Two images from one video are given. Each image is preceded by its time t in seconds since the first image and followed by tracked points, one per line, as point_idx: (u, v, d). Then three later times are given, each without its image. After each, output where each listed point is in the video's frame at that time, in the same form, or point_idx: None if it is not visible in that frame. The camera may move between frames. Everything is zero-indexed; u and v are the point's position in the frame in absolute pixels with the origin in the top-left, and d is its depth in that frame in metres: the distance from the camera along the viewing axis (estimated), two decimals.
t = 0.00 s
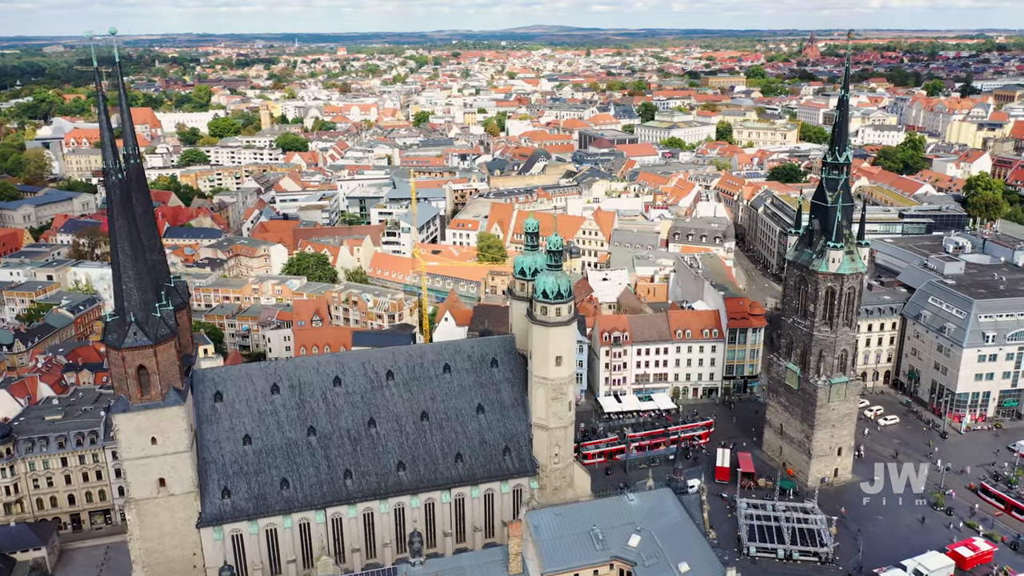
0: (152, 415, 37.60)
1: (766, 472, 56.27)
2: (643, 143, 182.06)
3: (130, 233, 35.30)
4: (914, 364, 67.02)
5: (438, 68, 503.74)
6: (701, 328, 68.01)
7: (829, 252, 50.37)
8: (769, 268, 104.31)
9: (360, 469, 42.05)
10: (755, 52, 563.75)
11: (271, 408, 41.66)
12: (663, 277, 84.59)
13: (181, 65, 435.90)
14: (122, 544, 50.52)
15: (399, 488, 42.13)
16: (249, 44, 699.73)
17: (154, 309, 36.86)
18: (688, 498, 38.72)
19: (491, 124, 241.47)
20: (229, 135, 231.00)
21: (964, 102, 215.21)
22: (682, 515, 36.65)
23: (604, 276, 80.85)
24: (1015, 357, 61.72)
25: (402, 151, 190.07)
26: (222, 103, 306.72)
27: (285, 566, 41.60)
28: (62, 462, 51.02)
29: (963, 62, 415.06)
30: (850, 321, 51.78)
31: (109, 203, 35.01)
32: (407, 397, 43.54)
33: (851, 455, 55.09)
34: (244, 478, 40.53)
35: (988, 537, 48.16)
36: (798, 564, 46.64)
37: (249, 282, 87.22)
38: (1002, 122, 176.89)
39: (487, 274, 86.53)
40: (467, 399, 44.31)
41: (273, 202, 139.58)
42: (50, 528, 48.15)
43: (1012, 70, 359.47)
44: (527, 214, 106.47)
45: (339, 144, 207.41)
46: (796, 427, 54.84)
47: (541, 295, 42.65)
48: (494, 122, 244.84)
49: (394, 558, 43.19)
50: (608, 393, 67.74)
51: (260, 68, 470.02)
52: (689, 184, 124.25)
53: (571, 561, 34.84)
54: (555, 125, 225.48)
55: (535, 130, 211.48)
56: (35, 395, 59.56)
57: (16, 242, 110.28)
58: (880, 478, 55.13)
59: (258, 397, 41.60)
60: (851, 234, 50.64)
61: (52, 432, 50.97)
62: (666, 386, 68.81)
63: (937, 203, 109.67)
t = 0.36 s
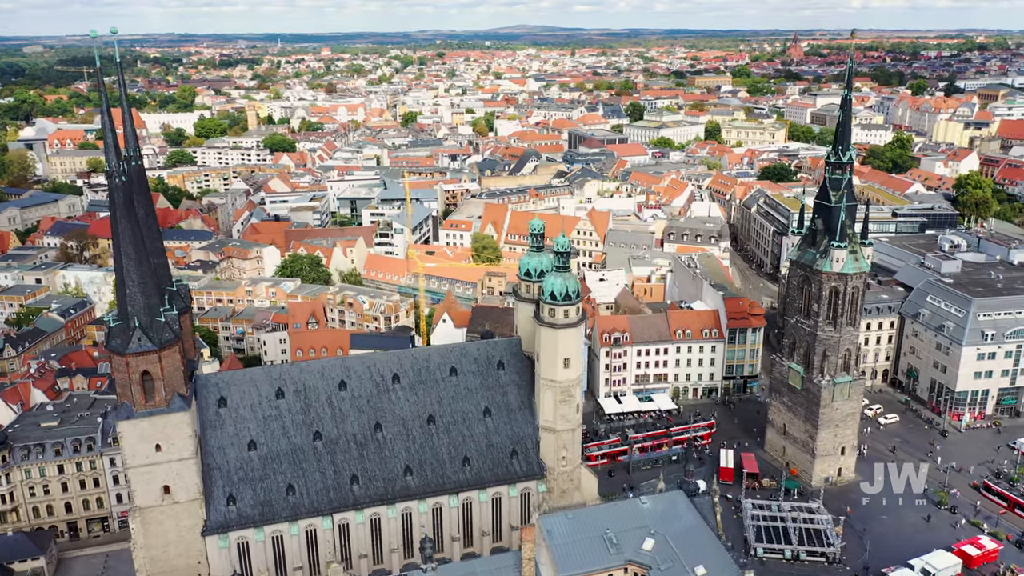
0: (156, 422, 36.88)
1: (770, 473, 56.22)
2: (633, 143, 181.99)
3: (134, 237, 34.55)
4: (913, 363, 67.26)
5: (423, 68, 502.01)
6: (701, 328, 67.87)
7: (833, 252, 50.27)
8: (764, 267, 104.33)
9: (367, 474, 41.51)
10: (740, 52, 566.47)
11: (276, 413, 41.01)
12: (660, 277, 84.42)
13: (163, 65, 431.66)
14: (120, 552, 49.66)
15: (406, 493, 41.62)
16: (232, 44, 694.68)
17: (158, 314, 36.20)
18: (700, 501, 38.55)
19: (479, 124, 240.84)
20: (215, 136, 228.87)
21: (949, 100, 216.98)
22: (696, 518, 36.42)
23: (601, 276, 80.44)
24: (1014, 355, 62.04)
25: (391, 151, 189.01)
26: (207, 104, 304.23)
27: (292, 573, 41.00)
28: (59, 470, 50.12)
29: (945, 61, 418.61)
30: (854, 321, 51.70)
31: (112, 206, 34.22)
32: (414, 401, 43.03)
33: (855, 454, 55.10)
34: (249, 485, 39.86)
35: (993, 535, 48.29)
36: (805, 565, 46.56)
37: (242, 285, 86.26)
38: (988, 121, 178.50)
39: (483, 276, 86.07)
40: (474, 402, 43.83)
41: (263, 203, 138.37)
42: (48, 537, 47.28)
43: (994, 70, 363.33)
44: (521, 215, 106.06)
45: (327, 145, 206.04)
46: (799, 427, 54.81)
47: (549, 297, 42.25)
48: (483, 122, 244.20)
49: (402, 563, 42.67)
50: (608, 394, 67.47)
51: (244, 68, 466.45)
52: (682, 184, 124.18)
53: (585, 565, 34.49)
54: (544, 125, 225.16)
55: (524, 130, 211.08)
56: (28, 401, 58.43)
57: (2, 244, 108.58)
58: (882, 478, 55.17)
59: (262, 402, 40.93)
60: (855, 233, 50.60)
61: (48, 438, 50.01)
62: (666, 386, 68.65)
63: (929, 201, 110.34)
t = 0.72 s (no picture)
0: (162, 428, 36.24)
1: (773, 473, 56.16)
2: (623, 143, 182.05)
3: (138, 240, 33.93)
4: (911, 361, 67.55)
5: (408, 69, 500.27)
6: (701, 328, 67.73)
7: (837, 251, 50.28)
8: (758, 266, 104.47)
9: (374, 479, 40.98)
10: (724, 52, 569.24)
11: (282, 418, 40.45)
12: (657, 277, 84.30)
13: (145, 66, 427.61)
14: (120, 561, 48.88)
15: (414, 497, 41.14)
16: (214, 44, 689.99)
17: (163, 318, 35.59)
18: (712, 503, 38.32)
19: (468, 124, 240.30)
20: (201, 137, 226.90)
21: (935, 100, 218.82)
22: (709, 521, 36.16)
23: (599, 277, 80.17)
24: (1012, 353, 62.38)
25: (380, 152, 188.02)
26: (192, 104, 301.72)
27: None
28: (56, 477, 49.22)
29: (928, 61, 422.15)
30: (857, 320, 51.73)
31: (116, 209, 33.60)
32: (420, 404, 42.58)
33: (858, 453, 55.13)
34: (256, 491, 39.28)
35: (998, 533, 48.42)
36: (812, 565, 46.44)
37: (235, 287, 85.42)
38: (973, 120, 180.18)
39: (480, 277, 85.62)
40: (481, 405, 43.45)
41: (252, 205, 137.21)
42: (47, 547, 46.45)
43: (976, 70, 367.63)
44: (515, 216, 105.65)
45: (315, 146, 204.75)
46: (803, 427, 54.78)
47: (557, 298, 41.89)
48: (471, 122, 243.67)
49: (410, 568, 42.15)
50: (608, 395, 67.25)
51: (228, 69, 463.03)
52: (674, 184, 124.19)
53: (600, 570, 33.99)
54: (533, 125, 224.89)
55: (513, 131, 210.72)
56: (21, 407, 57.30)
57: None
58: (884, 477, 55.20)
59: (268, 407, 40.36)
60: (858, 233, 50.68)
61: (45, 446, 49.09)
62: (666, 387, 68.50)
63: (921, 199, 111.15)
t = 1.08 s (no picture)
0: (168, 435, 35.66)
1: (776, 473, 56.17)
2: (613, 143, 182.04)
3: (144, 244, 33.34)
4: (909, 360, 67.87)
5: (394, 69, 498.42)
6: (701, 329, 67.68)
7: (841, 251, 50.29)
8: (752, 265, 104.64)
9: (382, 484, 40.52)
10: (709, 52, 571.87)
11: (289, 423, 39.90)
12: (654, 277, 84.11)
13: (126, 66, 423.46)
14: (120, 569, 48.13)
15: (422, 502, 40.72)
16: (197, 44, 685.28)
17: (169, 323, 35.00)
18: (724, 505, 38.18)
19: (456, 124, 239.64)
20: (187, 138, 224.85)
21: (921, 99, 220.59)
22: (723, 523, 35.96)
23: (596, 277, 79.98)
24: (1010, 351, 62.76)
25: (369, 153, 187.00)
26: (177, 105, 299.17)
27: None
28: (54, 485, 48.37)
29: (911, 60, 425.69)
30: (861, 319, 51.74)
31: (122, 212, 32.99)
32: (428, 408, 42.14)
33: (861, 453, 55.18)
34: (263, 498, 38.72)
35: (1003, 531, 48.65)
36: (820, 565, 46.48)
37: (229, 290, 84.53)
38: (959, 119, 181.80)
39: (477, 278, 85.08)
40: (489, 408, 43.05)
41: (242, 206, 135.91)
42: (47, 556, 45.62)
43: (959, 69, 371.00)
44: (509, 216, 105.18)
45: (303, 146, 203.41)
46: (806, 426, 54.81)
47: (565, 300, 41.58)
48: (460, 122, 243.05)
49: (418, 573, 41.75)
50: (608, 396, 67.09)
51: (211, 70, 459.50)
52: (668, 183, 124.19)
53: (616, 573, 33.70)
54: (521, 125, 224.60)
55: (503, 131, 210.40)
56: (15, 414, 56.15)
57: None
58: (886, 476, 55.27)
59: (274, 412, 39.80)
60: (862, 232, 50.67)
61: (42, 453, 48.20)
62: (666, 387, 68.34)
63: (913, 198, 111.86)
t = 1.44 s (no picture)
0: (176, 441, 35.10)
1: (780, 472, 56.22)
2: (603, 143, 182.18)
3: (151, 246, 32.92)
4: (907, 358, 68.20)
5: (379, 69, 496.72)
6: (701, 329, 67.69)
7: (844, 251, 50.29)
8: (745, 265, 104.74)
9: (391, 489, 40.07)
10: (694, 52, 574.20)
11: (296, 428, 39.36)
12: (650, 277, 84.37)
13: (108, 67, 419.68)
14: None
15: (432, 507, 40.31)
16: (179, 44, 681.01)
17: (176, 328, 34.42)
18: (737, 506, 38.00)
19: (445, 124, 239.12)
20: (173, 139, 223.03)
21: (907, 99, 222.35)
22: (737, 525, 35.71)
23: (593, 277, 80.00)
24: (1008, 348, 63.14)
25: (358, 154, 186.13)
26: (161, 106, 296.57)
27: None
28: (53, 493, 47.56)
29: (894, 60, 429.17)
30: (865, 319, 51.79)
31: (128, 215, 32.55)
32: (436, 411, 41.73)
33: (864, 452, 55.26)
34: (271, 504, 38.17)
35: (1007, 528, 48.87)
36: (827, 565, 46.49)
37: (223, 292, 83.78)
38: (945, 119, 183.51)
39: (474, 279, 84.67)
40: (497, 411, 42.70)
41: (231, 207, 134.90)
42: (47, 565, 44.85)
43: (942, 68, 374.26)
44: (503, 217, 104.91)
45: (291, 147, 202.19)
46: (809, 426, 54.86)
47: (574, 301, 41.33)
48: (448, 123, 242.57)
49: None
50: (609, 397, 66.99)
51: (194, 70, 456.35)
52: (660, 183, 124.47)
53: None
54: (510, 125, 224.40)
55: (492, 131, 210.07)
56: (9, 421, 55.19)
57: None
58: (888, 476, 55.34)
59: (281, 417, 39.25)
60: (865, 232, 50.68)
61: (40, 460, 47.39)
62: (666, 387, 68.25)
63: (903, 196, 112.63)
